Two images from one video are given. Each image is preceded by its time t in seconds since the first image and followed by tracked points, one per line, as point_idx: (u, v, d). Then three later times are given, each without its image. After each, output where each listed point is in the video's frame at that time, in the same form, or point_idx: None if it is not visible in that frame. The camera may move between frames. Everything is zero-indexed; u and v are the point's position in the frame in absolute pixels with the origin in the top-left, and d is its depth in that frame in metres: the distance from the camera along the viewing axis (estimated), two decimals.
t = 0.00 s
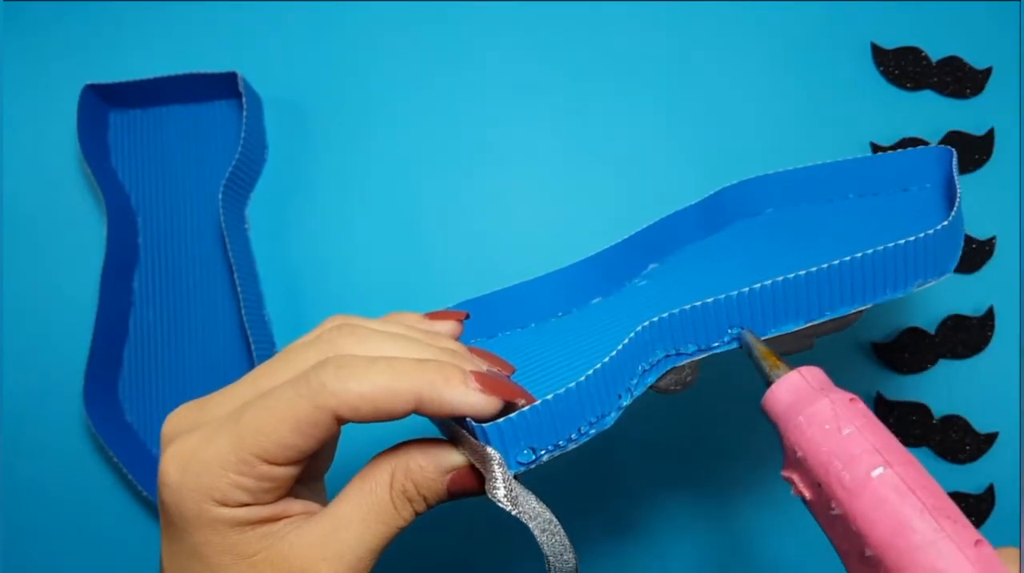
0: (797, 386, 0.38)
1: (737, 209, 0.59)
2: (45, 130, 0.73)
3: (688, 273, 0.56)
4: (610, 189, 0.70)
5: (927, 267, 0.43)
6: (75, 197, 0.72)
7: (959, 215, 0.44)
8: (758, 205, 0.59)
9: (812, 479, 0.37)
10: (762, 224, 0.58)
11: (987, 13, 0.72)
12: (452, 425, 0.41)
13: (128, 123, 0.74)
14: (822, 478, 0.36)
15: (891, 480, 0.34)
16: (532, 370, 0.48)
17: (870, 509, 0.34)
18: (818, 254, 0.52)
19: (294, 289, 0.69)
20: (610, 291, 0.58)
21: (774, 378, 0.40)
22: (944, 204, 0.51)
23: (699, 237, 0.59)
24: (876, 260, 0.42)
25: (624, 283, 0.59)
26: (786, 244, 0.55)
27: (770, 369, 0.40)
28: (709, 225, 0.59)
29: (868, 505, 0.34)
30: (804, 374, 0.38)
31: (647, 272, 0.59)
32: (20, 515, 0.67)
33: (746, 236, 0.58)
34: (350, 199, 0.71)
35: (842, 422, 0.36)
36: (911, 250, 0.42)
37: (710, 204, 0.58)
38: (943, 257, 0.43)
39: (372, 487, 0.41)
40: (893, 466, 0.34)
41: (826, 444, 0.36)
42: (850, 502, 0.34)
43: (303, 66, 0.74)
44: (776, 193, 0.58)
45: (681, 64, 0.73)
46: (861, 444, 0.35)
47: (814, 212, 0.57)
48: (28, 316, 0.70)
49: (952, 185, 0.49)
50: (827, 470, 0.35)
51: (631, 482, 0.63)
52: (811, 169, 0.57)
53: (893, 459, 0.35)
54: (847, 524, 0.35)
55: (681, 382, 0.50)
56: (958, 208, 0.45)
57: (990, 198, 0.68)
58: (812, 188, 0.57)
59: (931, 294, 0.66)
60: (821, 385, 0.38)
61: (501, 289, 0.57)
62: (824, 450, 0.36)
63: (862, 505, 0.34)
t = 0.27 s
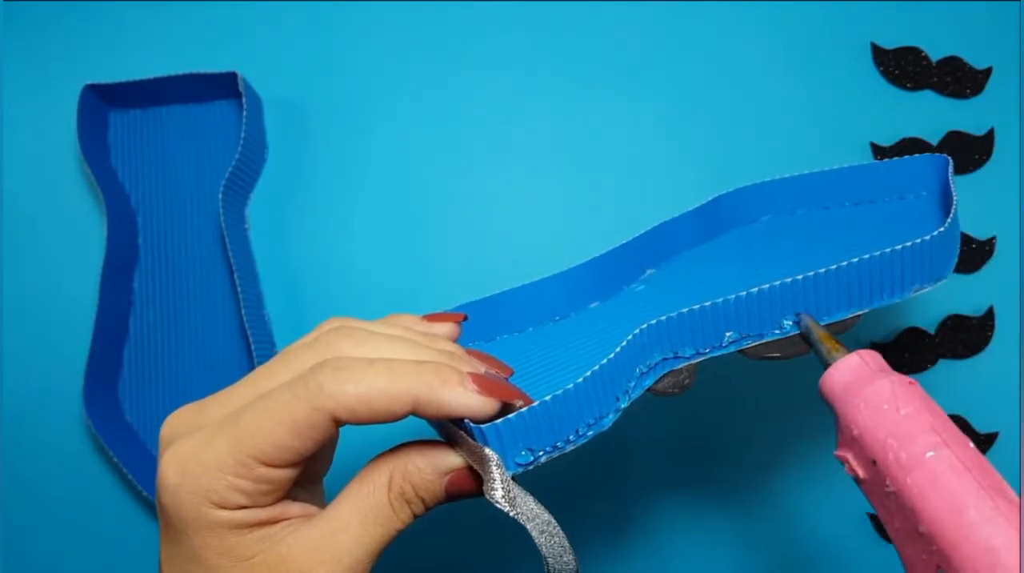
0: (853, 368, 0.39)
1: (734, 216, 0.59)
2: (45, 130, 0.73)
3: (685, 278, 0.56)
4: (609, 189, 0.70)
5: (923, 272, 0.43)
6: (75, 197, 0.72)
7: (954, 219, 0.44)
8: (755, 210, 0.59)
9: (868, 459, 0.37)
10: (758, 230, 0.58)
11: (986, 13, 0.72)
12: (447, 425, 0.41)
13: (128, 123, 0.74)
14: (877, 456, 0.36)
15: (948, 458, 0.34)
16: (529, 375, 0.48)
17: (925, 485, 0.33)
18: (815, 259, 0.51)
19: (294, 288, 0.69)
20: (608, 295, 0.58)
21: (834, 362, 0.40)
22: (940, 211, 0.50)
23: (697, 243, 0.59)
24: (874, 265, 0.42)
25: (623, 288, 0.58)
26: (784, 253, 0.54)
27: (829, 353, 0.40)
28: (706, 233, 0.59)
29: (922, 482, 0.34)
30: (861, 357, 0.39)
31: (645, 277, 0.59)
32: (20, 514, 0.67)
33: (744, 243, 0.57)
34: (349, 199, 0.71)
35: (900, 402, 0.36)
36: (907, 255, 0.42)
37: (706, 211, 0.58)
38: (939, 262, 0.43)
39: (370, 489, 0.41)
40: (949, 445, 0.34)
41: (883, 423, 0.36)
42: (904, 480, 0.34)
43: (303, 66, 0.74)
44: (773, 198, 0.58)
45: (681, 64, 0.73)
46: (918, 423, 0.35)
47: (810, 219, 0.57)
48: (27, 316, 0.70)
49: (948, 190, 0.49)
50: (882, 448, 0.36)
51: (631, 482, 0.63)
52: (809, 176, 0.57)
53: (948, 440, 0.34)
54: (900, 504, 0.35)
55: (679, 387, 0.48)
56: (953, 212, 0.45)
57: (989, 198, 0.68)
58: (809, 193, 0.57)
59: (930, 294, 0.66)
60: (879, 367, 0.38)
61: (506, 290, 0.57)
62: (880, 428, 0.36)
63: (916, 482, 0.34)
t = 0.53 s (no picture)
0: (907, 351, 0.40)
1: (732, 219, 0.59)
2: (45, 130, 0.73)
3: (683, 279, 0.56)
4: (609, 189, 0.70)
5: (921, 272, 0.43)
6: (76, 197, 0.72)
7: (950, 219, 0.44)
8: (752, 213, 0.59)
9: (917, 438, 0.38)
10: (754, 233, 0.58)
11: (986, 13, 0.72)
12: (448, 426, 0.41)
13: (128, 123, 0.74)
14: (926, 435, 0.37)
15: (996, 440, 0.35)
16: (527, 377, 0.47)
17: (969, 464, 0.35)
18: (810, 259, 0.51)
19: (294, 288, 0.69)
20: (605, 297, 0.58)
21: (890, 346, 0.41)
22: (936, 211, 0.50)
23: (693, 246, 0.59)
24: (869, 264, 0.43)
25: (619, 291, 0.58)
26: (779, 252, 0.54)
27: (882, 335, 0.42)
28: (702, 236, 0.59)
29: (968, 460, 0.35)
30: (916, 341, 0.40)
31: (643, 280, 0.59)
32: (20, 514, 0.67)
33: (739, 244, 0.58)
34: (350, 199, 0.71)
35: (950, 383, 0.37)
36: (903, 253, 0.43)
37: (705, 214, 0.59)
38: (936, 262, 0.43)
39: (370, 490, 0.41)
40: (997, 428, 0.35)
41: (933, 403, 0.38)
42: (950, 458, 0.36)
43: (303, 66, 0.74)
44: (770, 202, 0.58)
45: (681, 64, 0.73)
46: (966, 406, 0.36)
47: (807, 221, 0.57)
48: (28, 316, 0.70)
49: (944, 193, 0.49)
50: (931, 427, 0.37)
51: (631, 482, 0.63)
52: (807, 180, 0.57)
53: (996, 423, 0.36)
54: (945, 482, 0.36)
55: (679, 387, 0.51)
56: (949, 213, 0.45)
57: (989, 198, 0.68)
58: (805, 197, 0.57)
59: (930, 295, 0.66)
60: (932, 350, 0.40)
61: (506, 292, 0.58)
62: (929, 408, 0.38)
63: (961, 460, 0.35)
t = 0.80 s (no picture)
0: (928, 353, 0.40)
1: (730, 226, 0.59)
2: (45, 130, 0.73)
3: (683, 283, 0.56)
4: (610, 188, 0.70)
5: (919, 278, 0.43)
6: (76, 197, 0.72)
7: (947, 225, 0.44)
8: (750, 219, 0.59)
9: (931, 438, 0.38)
10: (753, 240, 0.58)
11: (986, 12, 0.72)
12: (443, 427, 0.41)
13: (129, 123, 0.74)
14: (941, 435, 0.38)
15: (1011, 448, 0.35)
16: (523, 376, 0.48)
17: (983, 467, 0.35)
18: (807, 264, 0.51)
19: (294, 288, 0.69)
20: (603, 302, 0.58)
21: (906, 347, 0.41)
22: (933, 219, 0.50)
23: (692, 252, 0.60)
24: (866, 270, 0.42)
25: (615, 295, 0.59)
26: (775, 258, 0.54)
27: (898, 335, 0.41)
28: (701, 241, 0.59)
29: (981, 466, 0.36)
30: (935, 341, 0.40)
31: (641, 286, 0.59)
32: (20, 514, 0.67)
33: (737, 251, 0.58)
34: (349, 199, 0.71)
35: (966, 383, 0.37)
36: (901, 260, 0.42)
37: (704, 220, 0.59)
38: (933, 269, 0.43)
39: (365, 492, 0.41)
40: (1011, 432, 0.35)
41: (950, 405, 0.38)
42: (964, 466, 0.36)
43: (304, 66, 0.74)
44: (770, 207, 0.58)
45: (682, 63, 0.73)
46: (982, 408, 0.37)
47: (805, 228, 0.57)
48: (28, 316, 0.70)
49: (941, 202, 0.49)
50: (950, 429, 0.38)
51: (631, 482, 0.63)
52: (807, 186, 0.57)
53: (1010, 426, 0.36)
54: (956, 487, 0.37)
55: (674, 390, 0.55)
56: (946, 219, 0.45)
57: (989, 198, 0.68)
58: (804, 202, 0.57)
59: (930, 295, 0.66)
60: (946, 350, 0.40)
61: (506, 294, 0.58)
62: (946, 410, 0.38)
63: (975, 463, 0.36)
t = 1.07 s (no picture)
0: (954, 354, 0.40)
1: (731, 234, 0.59)
2: (45, 130, 0.73)
3: (681, 290, 0.56)
4: (610, 188, 0.70)
5: (918, 287, 0.43)
6: (75, 197, 0.72)
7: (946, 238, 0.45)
8: (752, 229, 0.59)
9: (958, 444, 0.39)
10: (752, 249, 0.58)
11: (986, 12, 0.72)
12: (439, 428, 0.41)
13: (128, 124, 0.74)
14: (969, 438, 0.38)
15: None
16: (519, 380, 0.48)
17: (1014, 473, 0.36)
18: (809, 270, 0.51)
19: (294, 288, 0.69)
20: (602, 308, 0.58)
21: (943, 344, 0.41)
22: (934, 230, 0.51)
23: (691, 260, 0.60)
24: (869, 278, 0.42)
25: (614, 301, 0.58)
26: (774, 267, 0.54)
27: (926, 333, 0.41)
28: (700, 248, 0.59)
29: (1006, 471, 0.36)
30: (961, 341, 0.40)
31: (640, 292, 0.59)
32: (20, 514, 0.67)
33: (737, 259, 0.58)
34: (349, 200, 0.71)
35: (993, 382, 0.38)
36: (901, 268, 0.43)
37: (705, 228, 0.59)
38: (932, 280, 0.43)
39: (361, 493, 0.41)
40: None
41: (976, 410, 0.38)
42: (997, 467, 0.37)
43: (304, 66, 0.74)
44: (771, 216, 0.58)
45: (682, 63, 0.73)
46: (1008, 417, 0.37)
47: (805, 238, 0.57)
48: (27, 316, 0.70)
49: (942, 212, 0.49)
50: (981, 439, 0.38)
51: (631, 482, 0.63)
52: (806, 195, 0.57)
53: None
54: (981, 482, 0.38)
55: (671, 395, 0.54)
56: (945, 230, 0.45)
57: (989, 198, 0.68)
58: (803, 210, 0.57)
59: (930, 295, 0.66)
60: (974, 348, 0.40)
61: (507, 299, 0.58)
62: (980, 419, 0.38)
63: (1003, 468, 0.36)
